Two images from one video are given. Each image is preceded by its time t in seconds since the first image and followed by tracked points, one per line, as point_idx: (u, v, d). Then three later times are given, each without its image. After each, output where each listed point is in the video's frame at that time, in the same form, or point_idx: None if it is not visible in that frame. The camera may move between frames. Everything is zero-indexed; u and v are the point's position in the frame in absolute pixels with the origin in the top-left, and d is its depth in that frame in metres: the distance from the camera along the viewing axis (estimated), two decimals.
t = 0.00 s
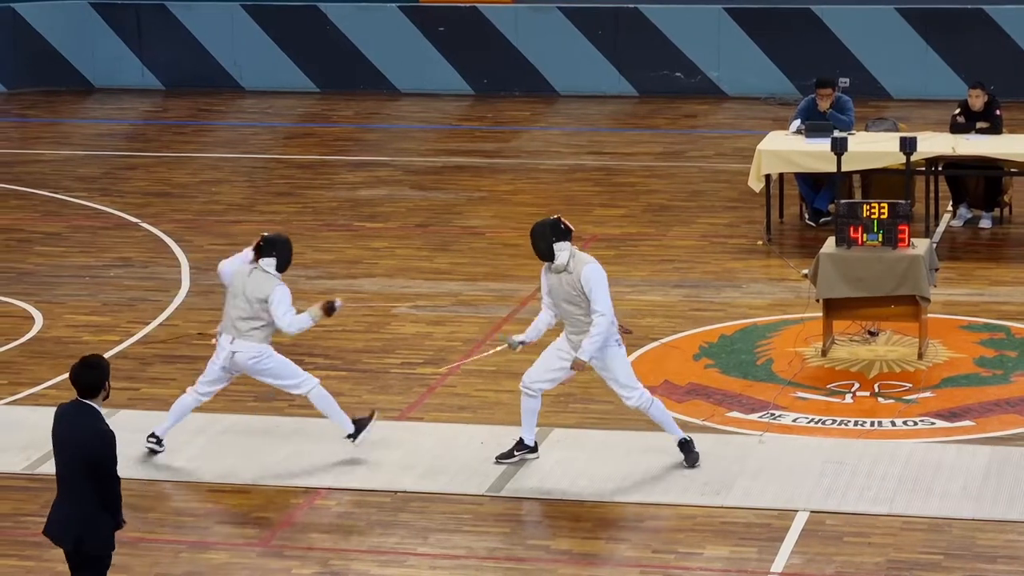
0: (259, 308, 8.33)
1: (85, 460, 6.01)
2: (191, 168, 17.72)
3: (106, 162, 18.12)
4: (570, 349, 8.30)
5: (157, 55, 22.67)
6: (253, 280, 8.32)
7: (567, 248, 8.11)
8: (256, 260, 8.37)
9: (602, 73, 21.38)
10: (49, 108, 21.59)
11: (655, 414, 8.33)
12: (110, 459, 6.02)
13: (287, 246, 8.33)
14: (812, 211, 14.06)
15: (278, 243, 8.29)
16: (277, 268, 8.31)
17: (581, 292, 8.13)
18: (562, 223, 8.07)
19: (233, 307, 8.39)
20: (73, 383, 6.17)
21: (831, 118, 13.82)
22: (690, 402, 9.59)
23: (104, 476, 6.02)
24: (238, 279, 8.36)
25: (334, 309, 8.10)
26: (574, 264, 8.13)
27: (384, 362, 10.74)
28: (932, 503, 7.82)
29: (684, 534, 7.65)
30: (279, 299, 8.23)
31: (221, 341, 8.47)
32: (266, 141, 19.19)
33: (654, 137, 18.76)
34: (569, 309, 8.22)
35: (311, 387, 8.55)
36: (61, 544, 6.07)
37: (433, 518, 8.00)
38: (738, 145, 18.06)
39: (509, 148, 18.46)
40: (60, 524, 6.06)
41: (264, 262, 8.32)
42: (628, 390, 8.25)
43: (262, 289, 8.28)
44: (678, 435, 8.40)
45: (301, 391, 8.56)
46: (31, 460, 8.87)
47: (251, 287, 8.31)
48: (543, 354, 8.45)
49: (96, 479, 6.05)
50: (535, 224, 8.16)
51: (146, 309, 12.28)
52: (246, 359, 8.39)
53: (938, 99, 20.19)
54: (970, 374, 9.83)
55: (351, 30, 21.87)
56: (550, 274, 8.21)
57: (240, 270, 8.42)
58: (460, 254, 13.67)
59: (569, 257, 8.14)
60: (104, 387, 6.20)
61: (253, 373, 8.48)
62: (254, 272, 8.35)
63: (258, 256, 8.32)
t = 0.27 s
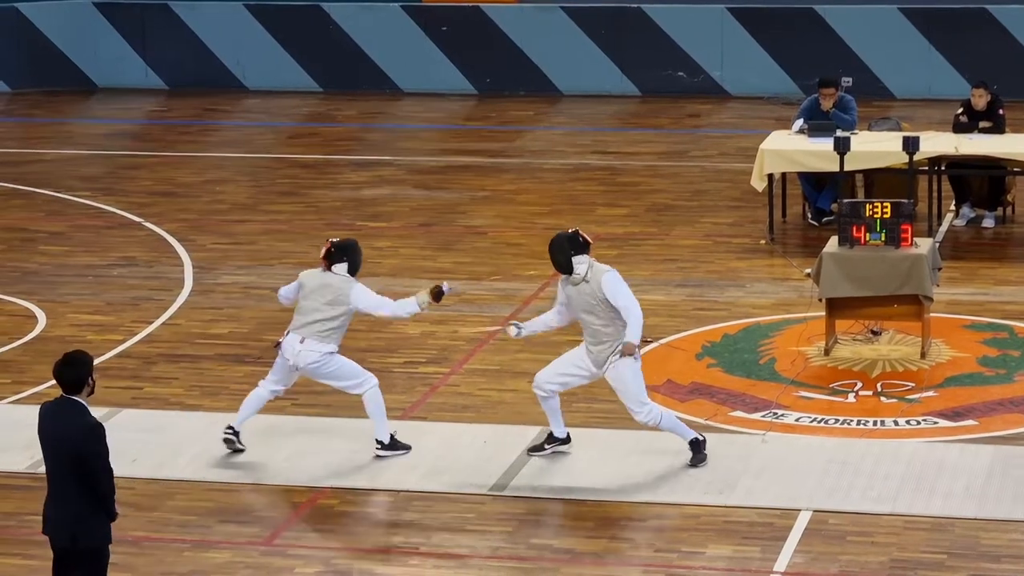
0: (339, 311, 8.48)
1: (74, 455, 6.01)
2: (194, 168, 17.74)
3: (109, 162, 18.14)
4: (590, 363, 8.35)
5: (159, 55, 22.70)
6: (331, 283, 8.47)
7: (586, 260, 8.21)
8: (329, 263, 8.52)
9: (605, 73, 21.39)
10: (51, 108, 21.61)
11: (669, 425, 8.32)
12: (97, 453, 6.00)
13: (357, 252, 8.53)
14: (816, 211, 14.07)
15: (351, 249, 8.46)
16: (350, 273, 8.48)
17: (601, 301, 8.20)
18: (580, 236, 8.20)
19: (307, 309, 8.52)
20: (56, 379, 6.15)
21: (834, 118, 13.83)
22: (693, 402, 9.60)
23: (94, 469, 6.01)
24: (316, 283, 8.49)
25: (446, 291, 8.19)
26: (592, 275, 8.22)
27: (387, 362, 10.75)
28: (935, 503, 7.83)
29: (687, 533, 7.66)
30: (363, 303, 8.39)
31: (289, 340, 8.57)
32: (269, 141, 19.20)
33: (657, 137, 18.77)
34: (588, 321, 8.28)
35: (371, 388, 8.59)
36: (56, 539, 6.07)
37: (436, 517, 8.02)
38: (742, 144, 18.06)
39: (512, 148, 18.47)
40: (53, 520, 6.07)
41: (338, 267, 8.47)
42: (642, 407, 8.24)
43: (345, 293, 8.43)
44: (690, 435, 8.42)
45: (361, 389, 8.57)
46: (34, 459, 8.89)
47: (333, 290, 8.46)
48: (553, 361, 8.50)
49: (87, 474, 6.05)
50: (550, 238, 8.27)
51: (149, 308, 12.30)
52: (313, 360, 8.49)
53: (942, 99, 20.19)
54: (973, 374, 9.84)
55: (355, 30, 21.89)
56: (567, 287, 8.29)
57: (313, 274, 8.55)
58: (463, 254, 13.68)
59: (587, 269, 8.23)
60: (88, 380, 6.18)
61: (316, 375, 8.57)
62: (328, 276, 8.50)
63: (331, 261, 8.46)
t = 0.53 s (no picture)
0: (321, 292, 8.41)
1: (78, 452, 6.02)
2: (204, 167, 17.76)
3: (119, 161, 18.17)
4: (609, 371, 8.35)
5: (169, 54, 22.73)
6: (322, 262, 8.46)
7: (581, 283, 8.11)
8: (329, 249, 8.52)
9: (615, 72, 21.39)
10: (62, 107, 21.65)
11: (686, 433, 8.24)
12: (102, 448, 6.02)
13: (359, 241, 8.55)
14: (825, 210, 14.06)
15: (354, 235, 8.50)
16: (346, 258, 8.47)
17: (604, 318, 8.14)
18: (575, 259, 8.11)
19: (296, 291, 8.46)
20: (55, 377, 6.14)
21: (843, 117, 13.81)
22: (702, 402, 9.59)
23: (100, 464, 6.03)
24: (306, 263, 8.48)
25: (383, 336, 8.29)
26: (588, 297, 8.13)
27: (396, 361, 10.76)
28: (944, 503, 7.82)
29: (696, 533, 7.66)
30: (340, 285, 8.32)
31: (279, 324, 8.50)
32: (278, 140, 19.22)
33: (667, 136, 18.76)
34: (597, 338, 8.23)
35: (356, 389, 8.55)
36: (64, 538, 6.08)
37: (445, 516, 8.03)
38: (751, 144, 18.05)
39: (521, 147, 18.47)
40: (59, 519, 6.07)
41: (337, 249, 8.47)
42: (655, 422, 8.15)
43: (329, 272, 8.39)
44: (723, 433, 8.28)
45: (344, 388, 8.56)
46: (43, 458, 8.91)
47: (318, 270, 8.43)
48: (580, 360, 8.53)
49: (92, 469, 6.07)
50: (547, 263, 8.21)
51: (158, 307, 12.32)
52: (302, 340, 8.40)
53: (952, 98, 20.16)
54: (982, 373, 9.82)
55: (364, 30, 21.91)
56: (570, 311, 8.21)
57: (310, 255, 8.56)
58: (472, 253, 13.69)
59: (584, 292, 8.14)
60: (88, 378, 6.17)
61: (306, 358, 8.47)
62: (323, 257, 8.49)
63: (330, 241, 8.47)
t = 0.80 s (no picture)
0: (305, 289, 8.34)
1: (86, 450, 6.02)
2: (208, 166, 17.78)
3: (123, 160, 18.19)
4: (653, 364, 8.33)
5: (172, 53, 22.75)
6: (306, 257, 8.40)
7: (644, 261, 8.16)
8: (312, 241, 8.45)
9: (619, 72, 21.38)
10: (66, 106, 21.68)
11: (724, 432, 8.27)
12: (110, 444, 6.01)
13: (343, 229, 8.45)
14: (829, 210, 14.06)
15: (336, 223, 8.40)
16: (330, 248, 8.41)
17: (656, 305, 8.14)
18: (642, 238, 8.15)
19: (284, 288, 8.41)
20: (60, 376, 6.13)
21: (846, 116, 13.81)
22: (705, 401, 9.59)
23: (108, 460, 6.03)
24: (290, 259, 8.43)
25: (365, 328, 8.31)
26: (648, 278, 8.16)
27: (400, 361, 10.76)
28: (947, 502, 7.81)
29: (699, 533, 7.66)
30: (321, 281, 8.25)
31: (276, 325, 8.48)
32: (283, 139, 19.23)
33: (671, 135, 18.75)
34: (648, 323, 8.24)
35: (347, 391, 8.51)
36: (72, 535, 6.08)
37: (449, 515, 8.03)
38: (755, 143, 18.04)
39: (525, 147, 18.47)
40: (67, 517, 6.07)
41: (320, 240, 8.41)
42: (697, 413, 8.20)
43: (310, 267, 8.33)
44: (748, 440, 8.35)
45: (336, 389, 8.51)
46: (47, 457, 8.93)
47: (301, 265, 8.37)
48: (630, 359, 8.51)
49: (99, 466, 6.07)
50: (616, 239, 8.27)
51: (162, 306, 12.33)
52: (297, 342, 8.38)
53: (956, 97, 20.14)
54: (986, 373, 9.81)
55: (368, 29, 21.91)
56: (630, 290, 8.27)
57: (297, 251, 8.52)
58: (476, 252, 13.69)
59: (645, 272, 8.19)
60: (94, 377, 6.16)
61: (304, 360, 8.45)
62: (308, 251, 8.44)
63: (314, 234, 8.42)
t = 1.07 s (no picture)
0: (320, 293, 8.33)
1: (100, 449, 6.02)
2: (208, 166, 17.78)
3: (124, 160, 18.19)
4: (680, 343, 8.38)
5: (173, 53, 22.75)
6: (313, 261, 8.37)
7: (683, 235, 8.26)
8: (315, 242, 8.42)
9: (619, 72, 21.39)
10: (67, 106, 21.68)
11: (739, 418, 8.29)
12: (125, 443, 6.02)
13: (340, 225, 8.41)
14: (829, 210, 14.06)
15: (333, 220, 8.36)
16: (333, 247, 8.37)
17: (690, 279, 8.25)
18: (684, 211, 8.24)
19: (297, 295, 8.39)
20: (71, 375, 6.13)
21: (847, 117, 13.81)
22: (706, 402, 9.60)
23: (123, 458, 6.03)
24: (298, 266, 8.39)
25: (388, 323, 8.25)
26: (686, 251, 8.27)
27: (400, 361, 10.77)
28: (947, 503, 7.81)
29: (700, 533, 7.67)
30: (335, 283, 8.26)
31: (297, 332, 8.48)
32: (283, 139, 19.24)
33: (671, 136, 18.75)
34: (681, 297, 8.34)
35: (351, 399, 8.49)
36: (83, 535, 6.06)
37: (450, 515, 8.03)
38: (756, 144, 18.04)
39: (526, 147, 18.47)
40: (78, 516, 6.06)
41: (322, 242, 8.37)
42: (717, 390, 8.22)
43: (320, 270, 8.31)
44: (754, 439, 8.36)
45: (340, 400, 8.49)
46: (48, 457, 8.93)
47: (312, 270, 8.34)
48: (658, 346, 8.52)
49: (111, 466, 6.06)
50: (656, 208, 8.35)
51: (163, 306, 12.33)
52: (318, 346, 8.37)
53: (957, 98, 20.14)
54: (987, 374, 9.82)
55: (368, 29, 21.91)
56: (666, 262, 8.36)
57: (303, 255, 8.49)
58: (476, 252, 13.69)
59: (684, 245, 8.28)
60: (105, 377, 6.14)
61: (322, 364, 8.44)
62: (313, 254, 8.41)
63: (314, 237, 8.38)
